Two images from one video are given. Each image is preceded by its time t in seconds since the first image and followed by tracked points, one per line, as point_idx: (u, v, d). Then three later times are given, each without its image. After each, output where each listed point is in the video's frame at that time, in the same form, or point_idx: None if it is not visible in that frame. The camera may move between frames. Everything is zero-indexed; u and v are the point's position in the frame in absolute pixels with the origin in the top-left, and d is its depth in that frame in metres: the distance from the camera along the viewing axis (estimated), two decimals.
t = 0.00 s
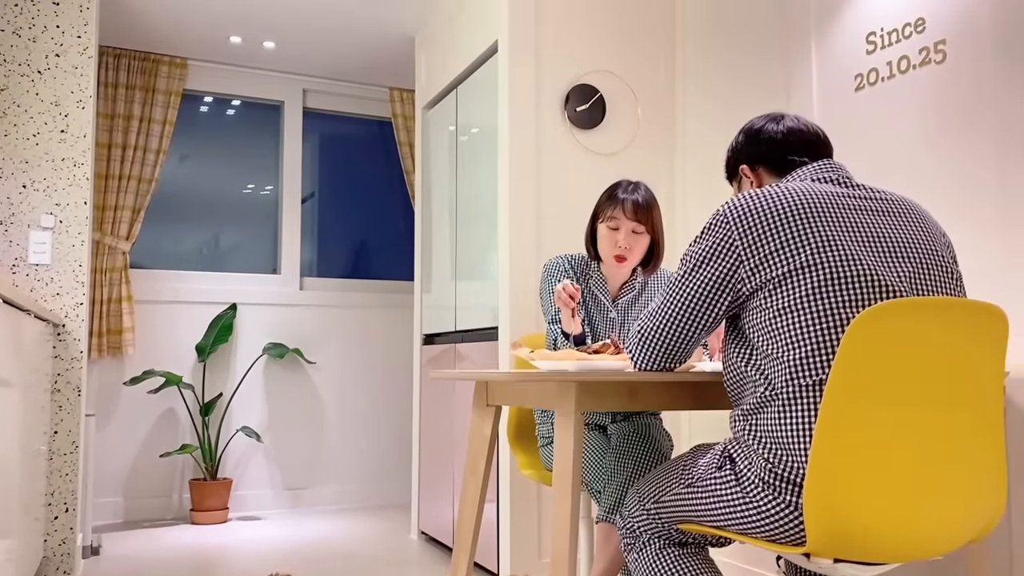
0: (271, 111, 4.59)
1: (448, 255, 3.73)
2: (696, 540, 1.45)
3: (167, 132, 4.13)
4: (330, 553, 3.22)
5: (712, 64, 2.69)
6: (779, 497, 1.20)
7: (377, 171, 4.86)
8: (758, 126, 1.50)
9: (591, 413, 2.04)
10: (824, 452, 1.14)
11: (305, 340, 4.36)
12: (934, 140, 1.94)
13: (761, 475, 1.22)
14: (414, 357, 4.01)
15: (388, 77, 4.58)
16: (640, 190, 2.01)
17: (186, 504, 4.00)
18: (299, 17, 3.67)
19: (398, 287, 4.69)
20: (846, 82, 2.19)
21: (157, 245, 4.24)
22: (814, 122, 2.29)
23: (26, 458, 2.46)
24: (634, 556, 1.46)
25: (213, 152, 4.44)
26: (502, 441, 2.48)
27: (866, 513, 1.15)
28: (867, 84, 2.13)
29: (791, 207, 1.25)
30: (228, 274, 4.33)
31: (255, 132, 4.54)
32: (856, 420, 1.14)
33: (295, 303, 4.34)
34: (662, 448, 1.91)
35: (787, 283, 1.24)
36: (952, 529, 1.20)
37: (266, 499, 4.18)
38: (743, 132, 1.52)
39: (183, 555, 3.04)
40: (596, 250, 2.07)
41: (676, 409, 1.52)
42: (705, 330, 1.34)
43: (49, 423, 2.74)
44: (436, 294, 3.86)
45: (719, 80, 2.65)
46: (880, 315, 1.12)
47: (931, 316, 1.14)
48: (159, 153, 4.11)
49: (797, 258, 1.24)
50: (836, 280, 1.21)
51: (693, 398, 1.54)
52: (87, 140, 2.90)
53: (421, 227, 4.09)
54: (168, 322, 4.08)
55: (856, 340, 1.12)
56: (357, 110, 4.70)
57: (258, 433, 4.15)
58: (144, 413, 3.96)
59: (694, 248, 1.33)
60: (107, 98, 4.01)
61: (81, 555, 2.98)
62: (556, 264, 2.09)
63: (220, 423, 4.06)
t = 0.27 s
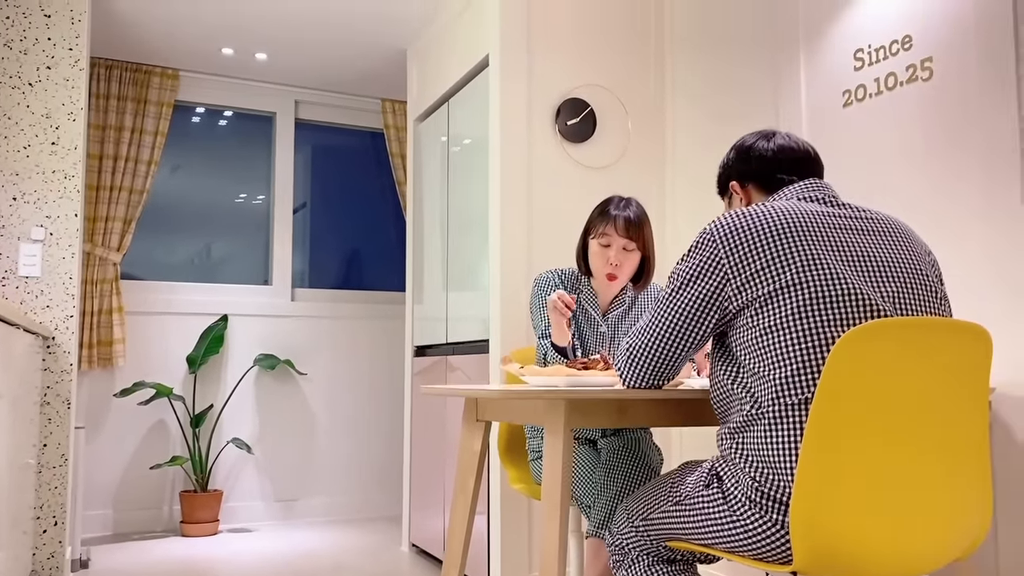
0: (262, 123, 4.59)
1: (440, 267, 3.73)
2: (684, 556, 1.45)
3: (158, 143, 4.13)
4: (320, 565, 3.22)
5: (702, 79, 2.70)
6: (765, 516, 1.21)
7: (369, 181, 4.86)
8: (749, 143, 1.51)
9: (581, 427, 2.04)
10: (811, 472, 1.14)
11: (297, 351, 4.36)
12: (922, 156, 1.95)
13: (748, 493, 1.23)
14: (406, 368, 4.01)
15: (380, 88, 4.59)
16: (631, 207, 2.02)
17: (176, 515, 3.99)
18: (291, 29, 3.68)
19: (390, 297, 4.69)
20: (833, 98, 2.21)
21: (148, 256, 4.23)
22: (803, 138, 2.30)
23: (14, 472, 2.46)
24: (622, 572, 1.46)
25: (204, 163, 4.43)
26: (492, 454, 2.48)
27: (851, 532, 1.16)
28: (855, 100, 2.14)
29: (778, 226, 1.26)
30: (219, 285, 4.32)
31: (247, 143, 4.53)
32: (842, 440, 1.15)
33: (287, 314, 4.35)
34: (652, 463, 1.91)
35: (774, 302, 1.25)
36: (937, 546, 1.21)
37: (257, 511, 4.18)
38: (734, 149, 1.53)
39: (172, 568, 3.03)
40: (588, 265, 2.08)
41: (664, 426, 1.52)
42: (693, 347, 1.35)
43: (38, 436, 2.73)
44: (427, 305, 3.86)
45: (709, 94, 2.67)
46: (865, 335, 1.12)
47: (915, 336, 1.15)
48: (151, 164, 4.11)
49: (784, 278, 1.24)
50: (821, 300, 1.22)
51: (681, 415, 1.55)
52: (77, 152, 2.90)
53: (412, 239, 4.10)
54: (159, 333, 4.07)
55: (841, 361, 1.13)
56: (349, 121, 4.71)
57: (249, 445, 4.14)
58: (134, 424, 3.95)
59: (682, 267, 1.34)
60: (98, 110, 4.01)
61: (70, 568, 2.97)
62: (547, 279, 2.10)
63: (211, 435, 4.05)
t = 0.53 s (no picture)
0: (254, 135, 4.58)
1: (430, 279, 3.73)
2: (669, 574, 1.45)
3: (149, 155, 4.13)
4: None
5: (690, 95, 2.72)
6: (749, 535, 1.21)
7: (360, 193, 4.86)
8: (735, 160, 1.51)
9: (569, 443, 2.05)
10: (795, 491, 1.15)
11: (287, 363, 4.35)
12: (907, 174, 1.97)
13: (732, 512, 1.23)
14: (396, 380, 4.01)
15: (372, 101, 4.60)
16: (620, 223, 2.04)
17: (165, 529, 3.98)
18: (283, 42, 3.69)
19: (381, 309, 4.69)
20: (820, 116, 2.22)
21: (139, 268, 4.22)
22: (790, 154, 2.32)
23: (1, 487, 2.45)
24: None
25: (196, 175, 4.43)
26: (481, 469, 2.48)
27: (836, 550, 1.16)
28: (841, 116, 2.16)
29: (762, 246, 1.27)
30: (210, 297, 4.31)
31: (239, 154, 4.52)
32: (825, 459, 1.15)
33: (278, 326, 4.35)
34: (638, 478, 1.91)
35: (758, 321, 1.25)
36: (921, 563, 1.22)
37: (247, 524, 4.16)
38: (721, 167, 1.54)
39: None
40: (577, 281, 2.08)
41: (650, 444, 1.53)
42: (678, 365, 1.36)
43: (26, 450, 2.72)
44: (418, 318, 3.86)
45: (697, 110, 2.68)
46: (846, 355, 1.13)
47: (895, 354, 1.16)
48: (141, 176, 4.11)
49: (767, 297, 1.25)
50: (805, 319, 1.23)
51: (667, 432, 1.55)
52: (67, 166, 2.91)
53: (403, 251, 4.10)
54: (149, 346, 4.07)
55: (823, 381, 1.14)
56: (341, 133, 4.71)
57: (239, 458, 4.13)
58: (124, 437, 3.94)
59: (666, 285, 1.34)
60: (89, 122, 4.01)
61: None
62: (535, 294, 2.11)
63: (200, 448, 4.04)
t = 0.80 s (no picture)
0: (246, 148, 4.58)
1: (421, 293, 3.73)
2: None
3: (140, 168, 4.13)
4: None
5: (679, 112, 2.74)
6: (733, 556, 1.21)
7: (352, 206, 4.86)
8: (721, 179, 1.52)
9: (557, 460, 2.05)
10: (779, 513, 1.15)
11: (278, 377, 4.35)
12: (893, 192, 1.98)
13: (716, 533, 1.24)
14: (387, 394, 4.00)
15: (364, 115, 4.61)
16: (608, 239, 2.05)
17: (154, 543, 3.96)
18: (274, 57, 3.70)
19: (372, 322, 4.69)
20: (807, 134, 2.24)
21: (130, 280, 4.21)
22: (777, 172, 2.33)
23: None
24: None
25: (188, 188, 4.42)
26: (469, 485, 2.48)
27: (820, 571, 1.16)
28: (828, 134, 2.17)
29: (744, 267, 1.28)
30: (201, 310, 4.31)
31: (231, 167, 4.52)
32: (808, 481, 1.15)
33: (269, 340, 4.34)
34: (626, 496, 1.91)
35: (741, 342, 1.26)
36: None
37: (237, 538, 4.15)
38: (707, 185, 1.54)
39: None
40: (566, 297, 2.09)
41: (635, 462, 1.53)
42: (662, 386, 1.36)
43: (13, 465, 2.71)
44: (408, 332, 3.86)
45: (685, 127, 2.70)
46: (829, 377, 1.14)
47: (877, 375, 1.17)
48: (132, 190, 4.10)
49: (751, 318, 1.26)
50: (788, 340, 1.23)
51: (653, 450, 1.55)
52: (57, 180, 2.91)
53: (394, 264, 4.11)
54: (139, 359, 4.06)
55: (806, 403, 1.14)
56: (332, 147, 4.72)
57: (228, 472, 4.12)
58: (113, 451, 3.93)
59: (651, 306, 1.35)
60: (80, 136, 4.01)
61: None
62: (524, 310, 2.10)
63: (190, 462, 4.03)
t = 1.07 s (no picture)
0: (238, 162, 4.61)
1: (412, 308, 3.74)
2: None
3: (132, 182, 4.13)
4: None
5: (668, 129, 2.76)
6: None
7: (345, 220, 4.87)
8: (709, 199, 1.53)
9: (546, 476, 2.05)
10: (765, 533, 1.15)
11: (269, 391, 4.34)
12: (879, 210, 1.99)
13: (702, 553, 1.24)
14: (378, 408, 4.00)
15: (356, 129, 4.62)
16: (598, 256, 2.06)
17: (144, 558, 3.94)
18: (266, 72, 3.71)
19: (364, 336, 4.69)
20: (795, 152, 2.25)
21: (122, 294, 4.21)
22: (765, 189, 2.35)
23: None
24: None
25: (180, 201, 4.43)
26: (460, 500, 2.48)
27: None
28: (816, 152, 2.19)
29: (729, 287, 1.28)
30: (193, 324, 4.30)
31: (223, 181, 4.53)
32: (794, 500, 1.16)
33: (260, 354, 4.34)
34: (615, 513, 1.92)
35: (727, 362, 1.27)
36: None
37: (227, 553, 4.13)
38: (694, 205, 1.55)
39: None
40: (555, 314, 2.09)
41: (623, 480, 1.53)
42: (649, 405, 1.36)
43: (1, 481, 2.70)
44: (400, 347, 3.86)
45: (674, 144, 2.72)
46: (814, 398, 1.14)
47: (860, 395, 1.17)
48: (124, 204, 4.11)
49: (736, 338, 1.26)
50: (773, 360, 1.24)
51: (641, 469, 1.56)
52: (48, 196, 2.92)
53: (386, 279, 4.11)
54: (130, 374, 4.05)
55: (791, 424, 1.15)
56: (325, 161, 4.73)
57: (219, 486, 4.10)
58: (103, 466, 3.92)
59: (637, 325, 1.35)
60: (71, 150, 4.01)
61: None
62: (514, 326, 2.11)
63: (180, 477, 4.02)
